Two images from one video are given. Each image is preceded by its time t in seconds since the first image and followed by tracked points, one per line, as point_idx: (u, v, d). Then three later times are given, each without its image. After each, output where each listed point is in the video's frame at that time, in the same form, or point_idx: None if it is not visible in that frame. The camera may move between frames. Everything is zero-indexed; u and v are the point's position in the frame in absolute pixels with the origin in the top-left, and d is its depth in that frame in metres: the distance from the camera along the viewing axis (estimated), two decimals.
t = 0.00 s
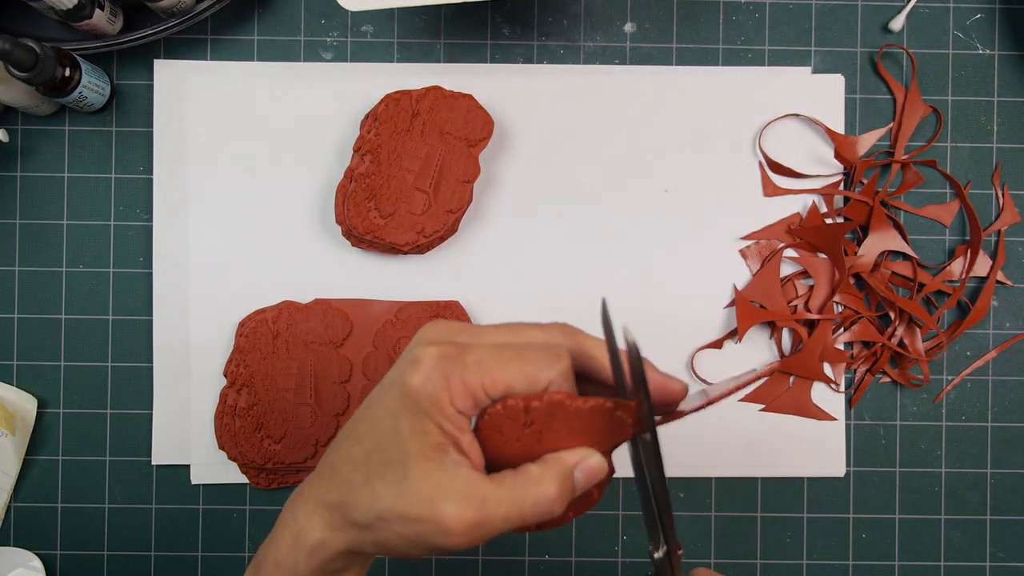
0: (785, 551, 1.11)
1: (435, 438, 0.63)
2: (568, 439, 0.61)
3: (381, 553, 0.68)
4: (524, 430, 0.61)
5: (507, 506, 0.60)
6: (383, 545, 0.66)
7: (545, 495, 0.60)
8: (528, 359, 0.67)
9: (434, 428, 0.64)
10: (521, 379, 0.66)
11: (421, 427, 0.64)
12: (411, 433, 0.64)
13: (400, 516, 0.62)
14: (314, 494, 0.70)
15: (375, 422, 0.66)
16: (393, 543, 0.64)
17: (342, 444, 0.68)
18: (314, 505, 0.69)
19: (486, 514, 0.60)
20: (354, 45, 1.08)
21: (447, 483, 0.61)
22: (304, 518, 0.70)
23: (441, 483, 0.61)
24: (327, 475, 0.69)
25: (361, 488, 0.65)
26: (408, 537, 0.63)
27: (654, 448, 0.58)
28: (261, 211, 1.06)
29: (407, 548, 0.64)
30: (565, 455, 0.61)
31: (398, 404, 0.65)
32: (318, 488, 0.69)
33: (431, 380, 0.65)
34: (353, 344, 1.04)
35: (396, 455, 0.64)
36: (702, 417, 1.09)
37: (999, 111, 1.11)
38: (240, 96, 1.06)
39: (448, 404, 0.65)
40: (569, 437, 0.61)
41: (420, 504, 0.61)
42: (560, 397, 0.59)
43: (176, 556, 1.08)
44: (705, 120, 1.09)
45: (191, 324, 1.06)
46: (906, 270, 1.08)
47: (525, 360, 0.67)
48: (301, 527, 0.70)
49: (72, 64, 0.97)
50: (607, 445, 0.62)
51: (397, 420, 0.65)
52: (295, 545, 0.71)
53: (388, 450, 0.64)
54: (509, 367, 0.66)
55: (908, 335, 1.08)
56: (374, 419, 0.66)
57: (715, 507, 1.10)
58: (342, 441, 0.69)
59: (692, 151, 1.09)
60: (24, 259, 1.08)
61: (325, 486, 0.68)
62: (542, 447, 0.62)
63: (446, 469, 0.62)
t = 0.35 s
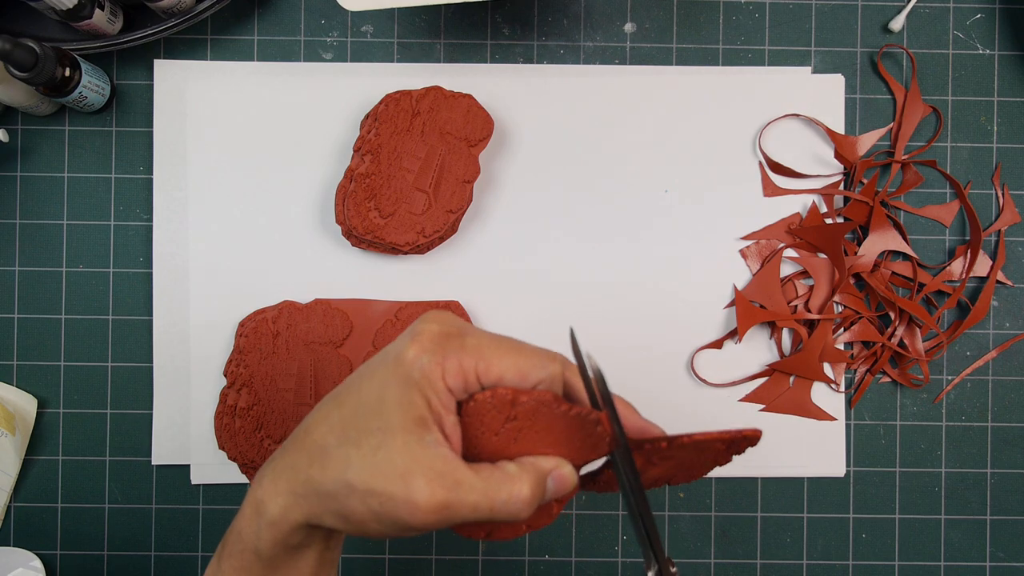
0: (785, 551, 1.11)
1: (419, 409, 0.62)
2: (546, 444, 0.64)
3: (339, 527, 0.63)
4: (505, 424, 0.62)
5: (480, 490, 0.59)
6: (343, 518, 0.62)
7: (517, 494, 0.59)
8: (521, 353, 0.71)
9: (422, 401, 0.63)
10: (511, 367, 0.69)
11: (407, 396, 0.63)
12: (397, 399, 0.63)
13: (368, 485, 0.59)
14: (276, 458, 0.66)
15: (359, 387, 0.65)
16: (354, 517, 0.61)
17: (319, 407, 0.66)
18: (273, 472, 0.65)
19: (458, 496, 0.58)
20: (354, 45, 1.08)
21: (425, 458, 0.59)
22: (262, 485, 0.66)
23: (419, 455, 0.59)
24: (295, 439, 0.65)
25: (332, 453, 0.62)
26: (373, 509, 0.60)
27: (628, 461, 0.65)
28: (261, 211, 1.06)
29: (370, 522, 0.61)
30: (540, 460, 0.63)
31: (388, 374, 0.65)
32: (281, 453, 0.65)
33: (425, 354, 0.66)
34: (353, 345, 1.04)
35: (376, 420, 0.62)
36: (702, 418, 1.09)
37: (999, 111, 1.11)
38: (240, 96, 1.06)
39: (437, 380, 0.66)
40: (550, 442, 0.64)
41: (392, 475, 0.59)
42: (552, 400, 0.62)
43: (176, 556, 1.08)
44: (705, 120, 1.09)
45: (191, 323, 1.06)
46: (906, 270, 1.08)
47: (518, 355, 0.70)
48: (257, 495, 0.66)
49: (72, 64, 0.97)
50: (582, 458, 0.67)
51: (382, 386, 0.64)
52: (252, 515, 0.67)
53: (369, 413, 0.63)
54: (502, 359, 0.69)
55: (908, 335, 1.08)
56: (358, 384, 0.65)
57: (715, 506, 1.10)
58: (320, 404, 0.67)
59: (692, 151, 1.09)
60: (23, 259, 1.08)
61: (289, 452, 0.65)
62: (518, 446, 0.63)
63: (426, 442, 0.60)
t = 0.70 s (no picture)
0: (785, 551, 1.11)
1: (421, 385, 0.63)
2: (540, 432, 0.66)
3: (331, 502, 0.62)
4: (504, 406, 0.65)
5: (476, 468, 0.58)
6: (336, 492, 0.61)
7: (511, 476, 0.59)
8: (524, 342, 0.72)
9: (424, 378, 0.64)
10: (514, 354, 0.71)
11: (410, 371, 0.64)
12: (400, 374, 0.64)
13: (364, 457, 0.59)
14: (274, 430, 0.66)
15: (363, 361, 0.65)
16: (347, 491, 0.60)
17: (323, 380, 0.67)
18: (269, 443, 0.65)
19: (454, 472, 0.57)
20: (354, 45, 1.08)
21: (424, 432, 0.59)
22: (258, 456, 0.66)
23: (418, 428, 0.59)
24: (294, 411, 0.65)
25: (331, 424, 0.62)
26: (367, 482, 0.59)
27: (621, 453, 0.68)
28: (261, 211, 1.06)
29: (363, 496, 0.60)
30: (535, 448, 0.64)
31: (392, 351, 0.66)
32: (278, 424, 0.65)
33: (430, 332, 0.67)
34: (353, 344, 1.04)
35: (379, 393, 0.62)
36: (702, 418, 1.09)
37: (999, 111, 1.11)
38: (240, 96, 1.06)
39: (441, 358, 0.66)
40: (547, 429, 0.66)
41: (388, 447, 0.58)
42: (553, 385, 0.65)
43: (176, 556, 1.08)
44: (705, 119, 1.09)
45: (191, 323, 1.06)
46: (906, 270, 1.08)
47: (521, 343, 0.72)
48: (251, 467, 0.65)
49: (72, 64, 0.97)
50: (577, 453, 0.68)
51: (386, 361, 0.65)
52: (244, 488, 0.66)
53: (372, 385, 0.63)
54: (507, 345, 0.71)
55: (908, 335, 1.08)
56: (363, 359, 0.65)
57: (715, 506, 1.10)
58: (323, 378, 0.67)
59: (692, 151, 1.09)
60: (24, 259, 1.08)
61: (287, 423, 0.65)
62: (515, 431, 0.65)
63: (426, 417, 0.60)
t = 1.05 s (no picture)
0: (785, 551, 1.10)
1: (424, 328, 0.75)
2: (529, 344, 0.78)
3: (360, 445, 0.73)
4: (496, 328, 0.78)
5: (491, 377, 0.70)
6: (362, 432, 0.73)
7: (522, 379, 0.71)
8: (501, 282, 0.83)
9: (424, 323, 0.75)
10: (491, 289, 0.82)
11: (412, 318, 0.75)
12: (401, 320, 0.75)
13: (389, 391, 0.71)
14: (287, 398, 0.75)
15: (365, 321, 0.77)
16: (374, 425, 0.72)
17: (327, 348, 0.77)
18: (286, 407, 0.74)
19: (474, 386, 0.70)
20: (354, 45, 1.08)
21: (435, 359, 0.72)
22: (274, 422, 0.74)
23: (427, 358, 0.72)
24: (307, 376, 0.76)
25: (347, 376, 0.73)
26: (392, 411, 0.71)
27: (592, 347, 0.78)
28: (261, 210, 1.06)
29: (394, 428, 0.72)
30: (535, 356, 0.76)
31: (391, 306, 0.76)
32: (292, 389, 0.74)
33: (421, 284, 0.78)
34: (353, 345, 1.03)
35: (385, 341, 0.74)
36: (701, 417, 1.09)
37: (1000, 111, 1.11)
38: (240, 96, 1.06)
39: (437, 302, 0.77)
40: (532, 343, 0.78)
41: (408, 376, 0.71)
42: (531, 299, 0.78)
43: (176, 556, 1.08)
44: (705, 119, 1.09)
45: (191, 323, 1.06)
46: (906, 270, 1.08)
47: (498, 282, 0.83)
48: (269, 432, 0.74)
49: (72, 64, 0.97)
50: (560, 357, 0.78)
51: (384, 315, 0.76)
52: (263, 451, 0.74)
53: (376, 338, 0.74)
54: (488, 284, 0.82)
55: (908, 335, 1.08)
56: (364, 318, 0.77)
57: (716, 507, 1.10)
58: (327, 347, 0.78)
59: (691, 151, 1.09)
60: (23, 259, 1.08)
61: (302, 386, 0.75)
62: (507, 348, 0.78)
63: (431, 348, 0.73)
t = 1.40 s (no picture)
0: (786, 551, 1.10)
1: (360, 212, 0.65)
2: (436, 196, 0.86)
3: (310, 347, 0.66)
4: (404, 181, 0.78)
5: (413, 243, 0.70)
6: (315, 333, 0.64)
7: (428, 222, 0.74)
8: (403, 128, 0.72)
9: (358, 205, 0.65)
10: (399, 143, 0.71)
11: (345, 205, 0.64)
12: (328, 205, 0.64)
13: (341, 283, 0.63)
14: (192, 310, 0.61)
15: (280, 214, 0.63)
16: (329, 323, 0.64)
17: (232, 242, 0.63)
18: (196, 319, 0.60)
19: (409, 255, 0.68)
20: (354, 45, 1.08)
21: (381, 245, 0.66)
22: (184, 344, 0.60)
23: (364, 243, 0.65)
24: (216, 285, 0.62)
25: (282, 275, 0.62)
26: (344, 308, 0.64)
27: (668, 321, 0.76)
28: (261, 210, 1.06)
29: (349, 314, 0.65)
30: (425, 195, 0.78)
31: (318, 195, 0.64)
32: (223, 303, 0.61)
33: (341, 162, 0.65)
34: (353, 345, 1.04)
35: (311, 233, 0.63)
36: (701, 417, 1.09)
37: (1000, 111, 1.11)
38: (239, 96, 1.06)
39: (368, 184, 0.66)
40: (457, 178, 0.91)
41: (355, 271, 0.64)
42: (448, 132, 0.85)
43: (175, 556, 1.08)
44: (705, 119, 1.09)
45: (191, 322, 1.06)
46: (906, 270, 1.08)
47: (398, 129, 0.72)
48: (189, 362, 0.60)
49: (72, 64, 0.97)
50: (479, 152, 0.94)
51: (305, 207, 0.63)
52: (183, 379, 0.60)
53: (303, 227, 0.63)
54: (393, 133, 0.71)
55: (908, 335, 1.08)
56: (283, 210, 0.63)
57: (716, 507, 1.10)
58: (229, 242, 0.63)
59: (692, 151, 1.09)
60: (24, 259, 1.08)
61: (212, 302, 0.61)
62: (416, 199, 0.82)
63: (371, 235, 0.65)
